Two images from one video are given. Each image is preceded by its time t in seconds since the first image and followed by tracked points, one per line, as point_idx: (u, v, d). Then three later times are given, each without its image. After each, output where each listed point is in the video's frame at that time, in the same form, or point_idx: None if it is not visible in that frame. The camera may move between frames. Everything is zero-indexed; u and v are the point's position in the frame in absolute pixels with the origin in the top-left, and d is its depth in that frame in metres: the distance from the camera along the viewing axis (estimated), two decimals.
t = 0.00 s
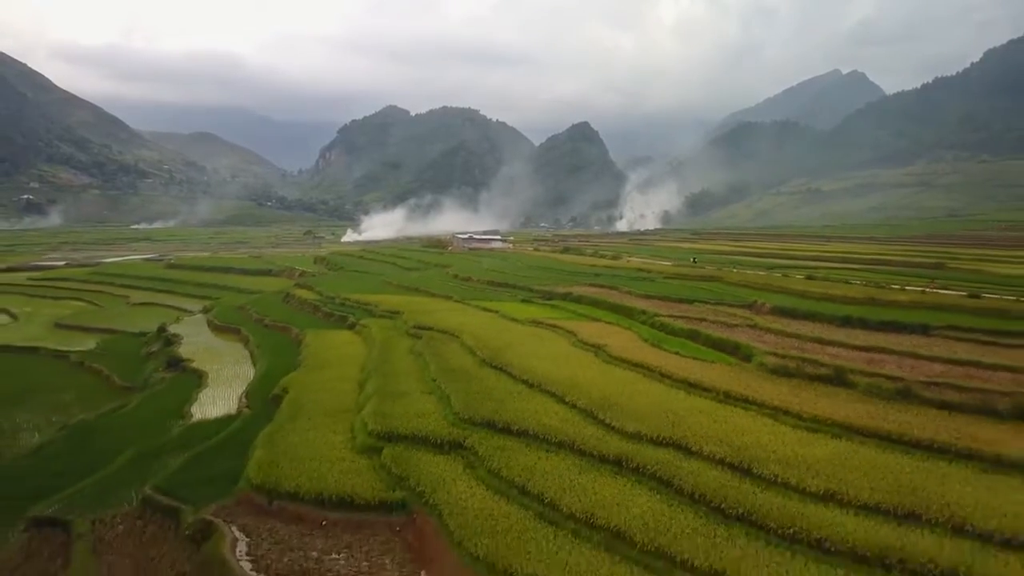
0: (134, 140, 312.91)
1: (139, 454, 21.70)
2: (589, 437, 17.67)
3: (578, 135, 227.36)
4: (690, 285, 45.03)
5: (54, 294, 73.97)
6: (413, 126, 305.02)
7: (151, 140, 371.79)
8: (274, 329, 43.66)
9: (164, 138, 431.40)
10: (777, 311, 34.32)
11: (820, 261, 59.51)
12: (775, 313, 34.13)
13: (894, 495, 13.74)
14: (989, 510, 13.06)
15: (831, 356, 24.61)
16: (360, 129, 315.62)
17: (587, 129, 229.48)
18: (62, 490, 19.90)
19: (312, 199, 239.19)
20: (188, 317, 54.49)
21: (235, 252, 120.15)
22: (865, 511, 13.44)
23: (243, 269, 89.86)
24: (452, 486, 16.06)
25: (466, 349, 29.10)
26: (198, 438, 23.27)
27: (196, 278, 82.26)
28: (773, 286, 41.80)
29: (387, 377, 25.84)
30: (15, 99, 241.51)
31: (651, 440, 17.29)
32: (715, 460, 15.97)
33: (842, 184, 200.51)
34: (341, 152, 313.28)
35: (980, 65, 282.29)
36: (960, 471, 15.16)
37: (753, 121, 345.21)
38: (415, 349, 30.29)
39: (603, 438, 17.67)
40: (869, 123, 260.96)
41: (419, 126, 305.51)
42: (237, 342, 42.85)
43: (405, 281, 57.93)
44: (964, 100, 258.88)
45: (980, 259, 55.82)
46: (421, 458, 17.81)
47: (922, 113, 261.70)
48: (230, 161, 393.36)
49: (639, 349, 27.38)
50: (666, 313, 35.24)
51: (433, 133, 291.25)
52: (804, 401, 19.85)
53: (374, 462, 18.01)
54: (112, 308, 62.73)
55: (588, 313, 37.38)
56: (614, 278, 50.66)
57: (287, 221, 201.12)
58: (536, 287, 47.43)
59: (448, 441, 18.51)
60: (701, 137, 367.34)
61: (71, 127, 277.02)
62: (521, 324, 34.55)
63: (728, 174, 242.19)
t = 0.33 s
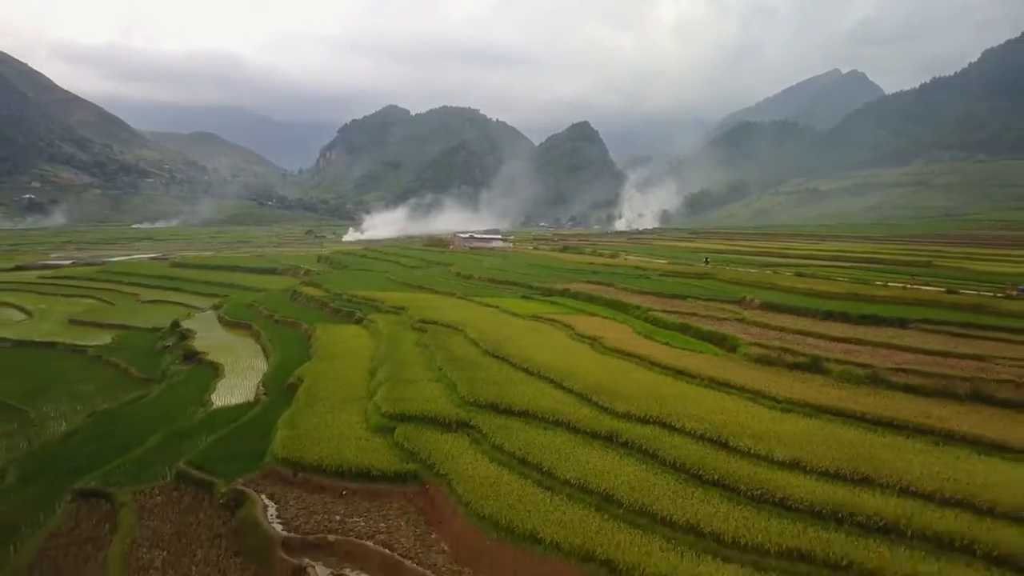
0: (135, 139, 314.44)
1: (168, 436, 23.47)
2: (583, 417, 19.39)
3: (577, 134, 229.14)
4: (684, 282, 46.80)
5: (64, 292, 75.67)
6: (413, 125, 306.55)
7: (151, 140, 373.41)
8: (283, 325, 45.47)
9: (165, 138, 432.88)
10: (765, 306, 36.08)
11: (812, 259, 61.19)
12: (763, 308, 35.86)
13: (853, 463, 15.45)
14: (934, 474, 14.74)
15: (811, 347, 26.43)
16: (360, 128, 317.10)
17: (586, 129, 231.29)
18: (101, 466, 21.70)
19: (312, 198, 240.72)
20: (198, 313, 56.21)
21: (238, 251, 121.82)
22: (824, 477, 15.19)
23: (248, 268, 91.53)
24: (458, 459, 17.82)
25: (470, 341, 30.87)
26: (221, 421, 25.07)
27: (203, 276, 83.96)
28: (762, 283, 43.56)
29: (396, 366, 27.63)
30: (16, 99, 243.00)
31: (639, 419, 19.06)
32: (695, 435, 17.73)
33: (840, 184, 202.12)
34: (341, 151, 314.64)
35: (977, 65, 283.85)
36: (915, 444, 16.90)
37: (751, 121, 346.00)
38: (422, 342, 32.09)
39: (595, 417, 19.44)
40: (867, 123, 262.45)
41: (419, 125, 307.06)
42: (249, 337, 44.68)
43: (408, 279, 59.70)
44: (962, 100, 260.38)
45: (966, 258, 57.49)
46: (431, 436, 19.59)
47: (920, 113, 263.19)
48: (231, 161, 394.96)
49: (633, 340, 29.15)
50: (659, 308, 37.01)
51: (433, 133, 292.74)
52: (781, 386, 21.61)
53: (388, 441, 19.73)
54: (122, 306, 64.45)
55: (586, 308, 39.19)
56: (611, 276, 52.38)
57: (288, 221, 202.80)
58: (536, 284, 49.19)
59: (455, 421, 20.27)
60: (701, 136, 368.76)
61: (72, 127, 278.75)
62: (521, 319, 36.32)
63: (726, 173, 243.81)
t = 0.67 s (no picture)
0: (135, 139, 315.91)
1: (193, 420, 25.17)
2: (577, 399, 21.20)
3: (577, 133, 231.02)
4: (677, 279, 48.64)
5: (72, 290, 77.34)
6: (413, 125, 308.19)
7: (151, 140, 374.54)
8: (293, 320, 47.14)
9: (165, 137, 434.46)
10: (752, 302, 37.89)
11: (803, 257, 63.06)
12: (751, 303, 37.69)
13: (818, 437, 17.25)
14: (889, 445, 16.54)
15: (791, 338, 28.20)
16: (360, 128, 318.74)
17: (586, 128, 233.09)
18: (134, 446, 23.51)
19: (313, 197, 241.90)
20: (208, 310, 57.95)
21: (240, 250, 123.43)
22: (791, 448, 16.99)
23: (251, 266, 93.25)
24: (464, 436, 19.62)
25: (472, 334, 32.64)
26: (242, 406, 26.88)
27: (208, 274, 85.73)
28: (752, 280, 45.36)
29: (402, 356, 29.44)
30: (17, 99, 244.42)
31: (629, 401, 20.82)
32: (678, 414, 19.53)
33: (839, 183, 203.89)
34: (341, 151, 316.06)
35: (975, 65, 285.71)
36: (876, 420, 18.70)
37: (749, 121, 347.99)
38: (426, 335, 33.92)
39: (588, 399, 21.24)
40: (865, 123, 264.19)
41: (419, 125, 308.78)
42: (259, 331, 46.40)
43: (411, 277, 61.46)
44: (959, 100, 262.19)
45: (952, 256, 59.38)
46: (438, 416, 21.41)
47: (917, 113, 264.89)
48: (231, 160, 396.43)
49: (626, 333, 30.95)
50: (651, 303, 38.83)
51: (433, 132, 294.32)
52: (759, 372, 23.36)
53: (399, 421, 21.54)
54: (132, 303, 66.22)
55: (582, 304, 40.94)
56: (608, 273, 54.30)
57: (290, 220, 204.25)
58: (535, 282, 51.04)
59: (460, 404, 22.05)
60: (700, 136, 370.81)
61: (73, 127, 280.12)
62: (521, 313, 38.05)
63: (725, 173, 245.48)
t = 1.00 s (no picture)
0: (135, 138, 317.37)
1: (211, 405, 26.97)
2: (570, 383, 22.95)
3: (577, 132, 232.80)
4: (670, 276, 50.40)
5: (80, 287, 79.07)
6: (413, 124, 309.92)
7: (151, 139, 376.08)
8: (299, 314, 48.89)
9: (164, 137, 435.88)
10: (740, 297, 39.61)
11: (794, 255, 64.84)
12: (739, 298, 39.43)
13: (787, 415, 19.00)
14: (850, 422, 18.27)
15: (774, 329, 29.94)
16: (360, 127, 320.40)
17: (585, 127, 234.76)
18: (159, 428, 25.35)
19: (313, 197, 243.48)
20: (216, 306, 59.68)
21: (243, 249, 125.19)
22: (762, 425, 18.73)
23: (255, 264, 94.94)
24: (466, 416, 21.36)
25: (473, 327, 34.34)
26: (256, 394, 28.68)
27: (213, 272, 87.46)
28: (742, 276, 47.14)
29: (407, 347, 31.19)
30: (18, 99, 245.74)
31: (618, 385, 22.56)
32: (661, 396, 21.29)
33: (837, 182, 205.67)
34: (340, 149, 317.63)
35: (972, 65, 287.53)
36: (842, 402, 20.44)
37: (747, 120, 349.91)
38: (429, 328, 35.67)
39: (579, 384, 22.99)
40: (863, 122, 265.98)
41: (418, 124, 310.46)
42: (267, 325, 48.17)
43: (413, 273, 63.22)
44: (956, 99, 263.98)
45: (939, 253, 61.18)
46: (442, 399, 23.20)
47: (915, 112, 266.68)
48: (230, 160, 397.83)
49: (617, 326, 32.69)
50: (643, 298, 40.56)
51: (433, 132, 296.06)
52: (739, 359, 25.11)
53: (406, 404, 23.30)
54: (140, 300, 67.93)
55: (579, 299, 42.72)
56: (605, 270, 56.10)
57: (290, 219, 205.92)
58: (534, 278, 52.79)
59: (462, 388, 23.80)
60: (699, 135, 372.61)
61: (73, 126, 281.66)
62: (518, 308, 39.78)
63: (723, 172, 247.24)
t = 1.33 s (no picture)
0: (135, 136, 318.66)
1: (225, 392, 28.66)
2: (562, 370, 24.65)
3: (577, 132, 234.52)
4: (663, 272, 52.07)
5: (87, 284, 80.64)
6: (413, 123, 311.42)
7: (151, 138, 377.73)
8: (304, 309, 50.58)
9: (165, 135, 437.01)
10: (729, 292, 41.27)
11: (784, 252, 66.44)
12: (728, 293, 41.12)
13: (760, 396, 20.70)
14: (816, 402, 19.97)
15: (757, 321, 31.61)
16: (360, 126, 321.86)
17: (584, 126, 236.41)
18: (178, 412, 27.08)
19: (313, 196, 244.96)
20: (222, 302, 61.29)
21: (245, 247, 126.88)
22: (737, 405, 20.42)
23: (258, 262, 96.57)
24: (465, 398, 23.06)
25: (471, 320, 36.04)
26: (267, 381, 30.38)
27: (217, 269, 89.06)
28: (731, 272, 48.83)
29: (409, 339, 32.85)
30: (19, 99, 246.97)
31: (607, 371, 24.25)
32: (646, 380, 22.98)
33: (834, 181, 207.36)
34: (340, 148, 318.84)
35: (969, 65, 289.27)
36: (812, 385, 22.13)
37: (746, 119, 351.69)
38: (429, 321, 37.33)
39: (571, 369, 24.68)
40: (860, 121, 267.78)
41: (418, 123, 311.95)
42: (273, 320, 49.88)
43: (413, 271, 64.84)
44: (953, 98, 265.71)
45: (925, 250, 62.90)
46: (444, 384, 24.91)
47: (912, 111, 268.52)
48: (231, 159, 399.11)
49: (609, 318, 34.39)
50: (635, 293, 42.24)
51: (433, 131, 297.56)
52: (721, 348, 26.81)
53: (410, 389, 24.99)
54: (147, 296, 69.58)
55: (574, 294, 44.33)
56: (599, 267, 57.81)
57: (291, 218, 207.41)
58: (531, 275, 54.44)
59: (462, 374, 25.51)
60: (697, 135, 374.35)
61: (74, 125, 283.00)
62: (516, 303, 41.44)
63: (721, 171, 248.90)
